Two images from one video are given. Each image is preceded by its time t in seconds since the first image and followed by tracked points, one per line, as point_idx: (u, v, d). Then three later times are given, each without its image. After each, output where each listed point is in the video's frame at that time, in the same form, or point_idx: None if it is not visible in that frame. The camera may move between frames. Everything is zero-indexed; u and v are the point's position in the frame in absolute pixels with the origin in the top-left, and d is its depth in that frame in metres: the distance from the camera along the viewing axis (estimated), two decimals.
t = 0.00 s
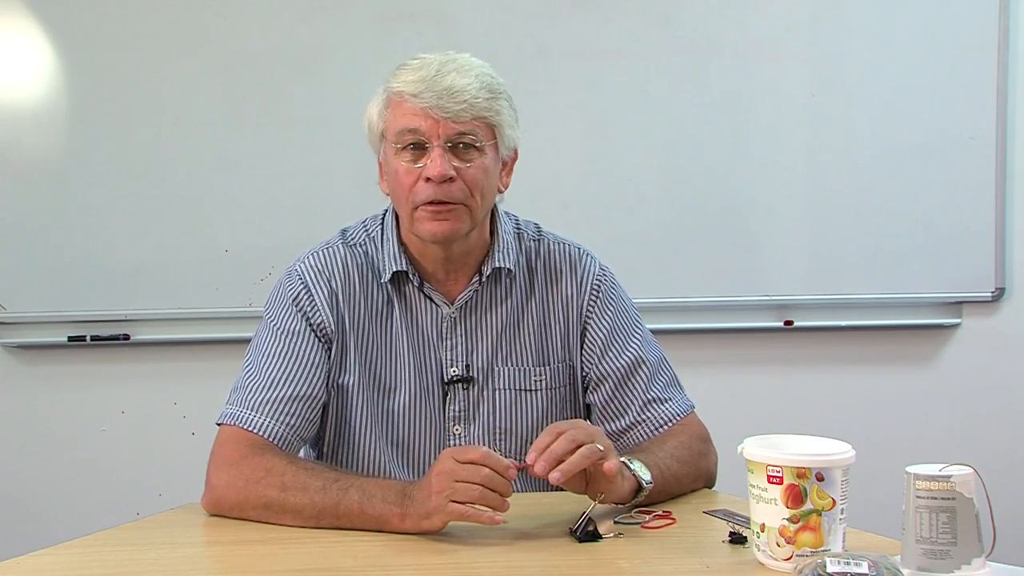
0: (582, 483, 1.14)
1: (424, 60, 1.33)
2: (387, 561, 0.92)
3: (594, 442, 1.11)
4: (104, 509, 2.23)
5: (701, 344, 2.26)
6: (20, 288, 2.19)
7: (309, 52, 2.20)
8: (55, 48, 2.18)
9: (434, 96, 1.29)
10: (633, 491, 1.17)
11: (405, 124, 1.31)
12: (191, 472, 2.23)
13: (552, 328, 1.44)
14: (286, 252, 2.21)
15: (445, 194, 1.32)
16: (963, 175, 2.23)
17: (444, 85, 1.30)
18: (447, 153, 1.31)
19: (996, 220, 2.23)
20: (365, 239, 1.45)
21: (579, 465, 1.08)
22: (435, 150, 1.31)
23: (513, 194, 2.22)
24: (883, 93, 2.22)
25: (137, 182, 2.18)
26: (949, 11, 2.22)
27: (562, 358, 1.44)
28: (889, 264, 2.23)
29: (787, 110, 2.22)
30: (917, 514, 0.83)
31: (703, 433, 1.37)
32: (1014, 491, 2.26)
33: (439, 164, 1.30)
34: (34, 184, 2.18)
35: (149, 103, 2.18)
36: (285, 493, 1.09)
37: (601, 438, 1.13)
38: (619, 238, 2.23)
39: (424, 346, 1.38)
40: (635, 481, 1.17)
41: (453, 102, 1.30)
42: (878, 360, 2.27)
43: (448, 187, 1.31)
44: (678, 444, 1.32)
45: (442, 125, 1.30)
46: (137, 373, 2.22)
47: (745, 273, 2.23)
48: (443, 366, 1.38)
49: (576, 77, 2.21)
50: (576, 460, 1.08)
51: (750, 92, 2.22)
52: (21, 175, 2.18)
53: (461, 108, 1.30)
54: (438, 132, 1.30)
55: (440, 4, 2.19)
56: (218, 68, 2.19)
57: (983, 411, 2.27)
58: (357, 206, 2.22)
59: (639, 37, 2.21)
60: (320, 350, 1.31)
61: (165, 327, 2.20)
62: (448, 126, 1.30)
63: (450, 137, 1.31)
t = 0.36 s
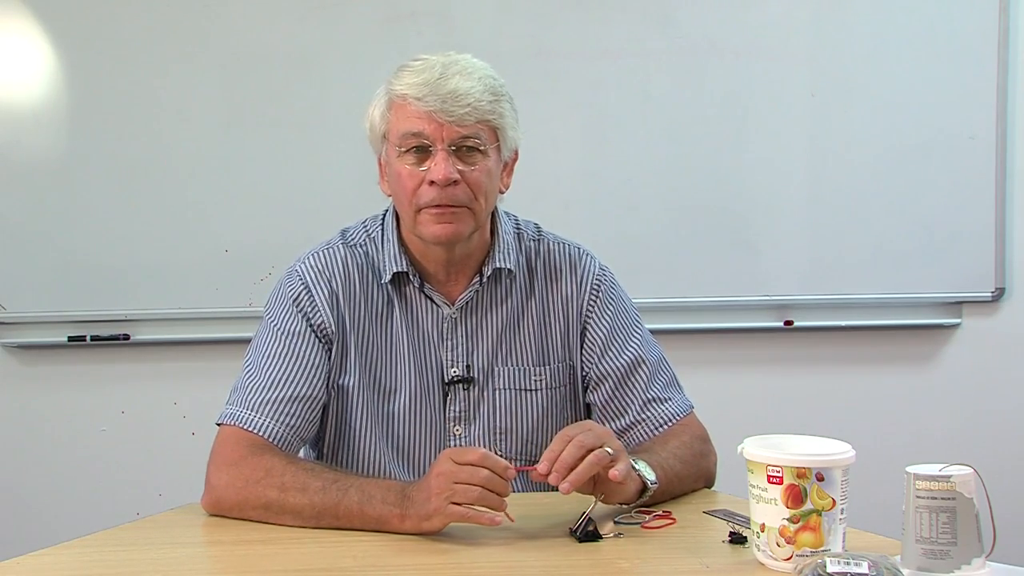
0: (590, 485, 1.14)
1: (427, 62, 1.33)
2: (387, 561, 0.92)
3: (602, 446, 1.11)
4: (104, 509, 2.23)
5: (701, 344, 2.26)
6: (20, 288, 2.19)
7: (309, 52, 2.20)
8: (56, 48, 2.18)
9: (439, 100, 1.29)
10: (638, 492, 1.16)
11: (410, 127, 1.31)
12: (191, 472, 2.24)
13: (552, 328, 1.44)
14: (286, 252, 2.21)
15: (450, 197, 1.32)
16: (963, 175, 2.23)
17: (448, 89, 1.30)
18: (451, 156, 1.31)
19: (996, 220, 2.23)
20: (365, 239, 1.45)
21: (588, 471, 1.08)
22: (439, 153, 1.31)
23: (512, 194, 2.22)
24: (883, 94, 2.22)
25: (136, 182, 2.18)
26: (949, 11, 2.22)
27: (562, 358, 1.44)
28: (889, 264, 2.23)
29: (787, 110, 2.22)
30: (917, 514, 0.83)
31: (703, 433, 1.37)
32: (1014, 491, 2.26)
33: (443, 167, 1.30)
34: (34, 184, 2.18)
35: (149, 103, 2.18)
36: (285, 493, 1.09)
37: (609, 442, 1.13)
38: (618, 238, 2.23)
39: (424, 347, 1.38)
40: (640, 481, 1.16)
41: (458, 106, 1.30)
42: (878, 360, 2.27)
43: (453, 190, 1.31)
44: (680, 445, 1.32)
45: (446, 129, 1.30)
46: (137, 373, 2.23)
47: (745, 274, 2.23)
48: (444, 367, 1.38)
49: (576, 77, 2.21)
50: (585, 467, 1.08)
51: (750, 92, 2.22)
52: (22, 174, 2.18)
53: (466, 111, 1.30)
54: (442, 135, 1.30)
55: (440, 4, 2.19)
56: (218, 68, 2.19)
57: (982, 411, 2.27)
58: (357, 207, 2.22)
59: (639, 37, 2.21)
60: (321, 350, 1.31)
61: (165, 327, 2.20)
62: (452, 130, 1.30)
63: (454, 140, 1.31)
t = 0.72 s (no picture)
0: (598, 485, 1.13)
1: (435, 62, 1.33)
2: (386, 560, 0.92)
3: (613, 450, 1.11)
4: (104, 509, 2.23)
5: (701, 344, 2.25)
6: (20, 288, 2.19)
7: (309, 52, 2.20)
8: (56, 48, 2.18)
9: (447, 100, 1.29)
10: (645, 490, 1.16)
11: (419, 128, 1.31)
12: (191, 471, 2.24)
13: (554, 327, 1.44)
14: (286, 252, 2.21)
15: (457, 198, 1.32)
16: (962, 175, 2.23)
17: (456, 90, 1.30)
18: (460, 157, 1.31)
19: (996, 220, 2.23)
20: (367, 239, 1.45)
21: (601, 476, 1.08)
22: (449, 154, 1.31)
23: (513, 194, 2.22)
24: (883, 94, 2.22)
25: (137, 182, 2.18)
26: (949, 11, 2.22)
27: (563, 356, 1.44)
28: (889, 264, 2.23)
29: (787, 110, 2.22)
30: (917, 514, 0.83)
31: (703, 433, 1.37)
32: (1014, 491, 2.26)
33: (452, 168, 1.30)
34: (34, 183, 2.18)
35: (149, 103, 2.18)
36: (284, 494, 1.09)
37: (620, 444, 1.12)
38: (618, 238, 2.23)
39: (426, 346, 1.38)
40: (647, 480, 1.17)
41: (466, 107, 1.30)
42: (878, 360, 2.27)
43: (461, 192, 1.32)
44: (681, 444, 1.32)
45: (454, 130, 1.30)
46: (137, 373, 2.23)
47: (745, 273, 2.23)
48: (445, 366, 1.38)
49: (576, 77, 2.21)
50: (598, 473, 1.08)
51: (750, 92, 2.22)
52: (22, 174, 2.18)
53: (474, 112, 1.30)
54: (451, 136, 1.31)
55: (440, 4, 2.19)
56: (219, 68, 2.19)
57: (982, 410, 2.27)
58: (357, 207, 2.22)
59: (639, 37, 2.22)
60: (321, 350, 1.31)
61: (165, 327, 2.20)
62: (460, 131, 1.30)
63: (462, 141, 1.31)
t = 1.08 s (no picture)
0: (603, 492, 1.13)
1: (481, 66, 1.35)
2: (386, 561, 0.92)
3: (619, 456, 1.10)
4: (104, 509, 2.23)
5: (700, 345, 2.26)
6: (20, 288, 2.19)
7: (309, 52, 2.20)
8: (55, 48, 2.18)
9: (496, 107, 1.31)
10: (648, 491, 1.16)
11: (466, 131, 1.32)
12: (191, 472, 2.23)
13: (556, 322, 1.44)
14: (286, 252, 2.21)
15: (493, 203, 1.35)
16: (963, 175, 2.23)
17: (504, 96, 1.32)
18: (501, 163, 1.34)
19: (996, 219, 2.23)
20: (368, 235, 1.45)
21: (611, 484, 1.08)
22: (492, 160, 1.33)
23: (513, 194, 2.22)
24: (883, 94, 2.22)
25: (136, 182, 2.18)
26: (949, 10, 2.22)
27: (565, 351, 1.43)
28: (889, 264, 2.23)
29: (787, 110, 2.22)
30: (917, 514, 0.83)
31: (702, 431, 1.37)
32: (1014, 491, 2.26)
33: (496, 174, 1.33)
34: (34, 183, 2.18)
35: (149, 103, 2.18)
36: (284, 495, 1.09)
37: (626, 448, 1.12)
38: (618, 238, 2.23)
39: (428, 341, 1.38)
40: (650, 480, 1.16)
41: (514, 114, 1.32)
42: (878, 360, 2.27)
43: (499, 197, 1.35)
44: (681, 443, 1.31)
45: (500, 137, 1.33)
46: (137, 373, 2.23)
47: (745, 273, 2.23)
48: (447, 360, 1.37)
49: (576, 77, 2.21)
50: (608, 481, 1.07)
51: (750, 92, 2.22)
52: (22, 174, 2.18)
53: (519, 120, 1.33)
54: (496, 142, 1.33)
55: (440, 4, 2.19)
56: (219, 68, 2.19)
57: (982, 411, 2.27)
58: (356, 207, 2.22)
59: (639, 37, 2.22)
60: (323, 346, 1.31)
61: (165, 327, 2.20)
62: (506, 138, 1.33)
63: (505, 148, 1.34)
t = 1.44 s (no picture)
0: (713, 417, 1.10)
1: (477, 62, 1.35)
2: (386, 561, 0.92)
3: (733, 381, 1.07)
4: (104, 509, 2.23)
5: (700, 345, 2.26)
6: (20, 288, 2.19)
7: (309, 52, 2.20)
8: (55, 48, 2.18)
9: (494, 103, 1.32)
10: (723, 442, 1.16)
11: (465, 128, 1.33)
12: (191, 471, 2.23)
13: (554, 316, 1.44)
14: (286, 251, 2.21)
15: (491, 199, 1.35)
16: (963, 175, 2.23)
17: (501, 92, 1.32)
18: (500, 159, 1.34)
19: (996, 219, 2.23)
20: (365, 234, 1.45)
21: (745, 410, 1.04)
22: (491, 156, 1.34)
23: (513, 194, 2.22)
24: (883, 94, 2.22)
25: (136, 182, 2.18)
26: (948, 10, 2.22)
27: (564, 345, 1.43)
28: (888, 264, 2.23)
29: (787, 110, 2.22)
30: (917, 514, 0.83)
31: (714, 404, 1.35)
32: (1014, 491, 2.26)
33: (496, 170, 1.33)
34: (34, 183, 2.18)
35: (149, 103, 2.18)
36: (287, 493, 1.09)
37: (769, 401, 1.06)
38: (618, 238, 2.23)
39: (428, 337, 1.38)
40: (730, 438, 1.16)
41: (512, 110, 1.32)
42: (878, 360, 2.27)
43: (497, 193, 1.35)
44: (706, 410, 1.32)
45: (498, 132, 1.33)
46: (138, 373, 2.23)
47: (745, 273, 2.23)
48: (447, 356, 1.37)
49: (576, 77, 2.21)
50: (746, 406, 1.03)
51: (750, 92, 2.22)
52: (22, 174, 2.18)
53: (516, 115, 1.33)
54: (493, 138, 1.33)
55: (440, 5, 2.19)
56: (219, 68, 2.19)
57: (982, 410, 2.27)
58: (356, 206, 2.22)
59: (639, 37, 2.22)
60: (323, 342, 1.31)
61: (165, 327, 2.20)
62: (503, 134, 1.33)
63: (502, 144, 1.34)
